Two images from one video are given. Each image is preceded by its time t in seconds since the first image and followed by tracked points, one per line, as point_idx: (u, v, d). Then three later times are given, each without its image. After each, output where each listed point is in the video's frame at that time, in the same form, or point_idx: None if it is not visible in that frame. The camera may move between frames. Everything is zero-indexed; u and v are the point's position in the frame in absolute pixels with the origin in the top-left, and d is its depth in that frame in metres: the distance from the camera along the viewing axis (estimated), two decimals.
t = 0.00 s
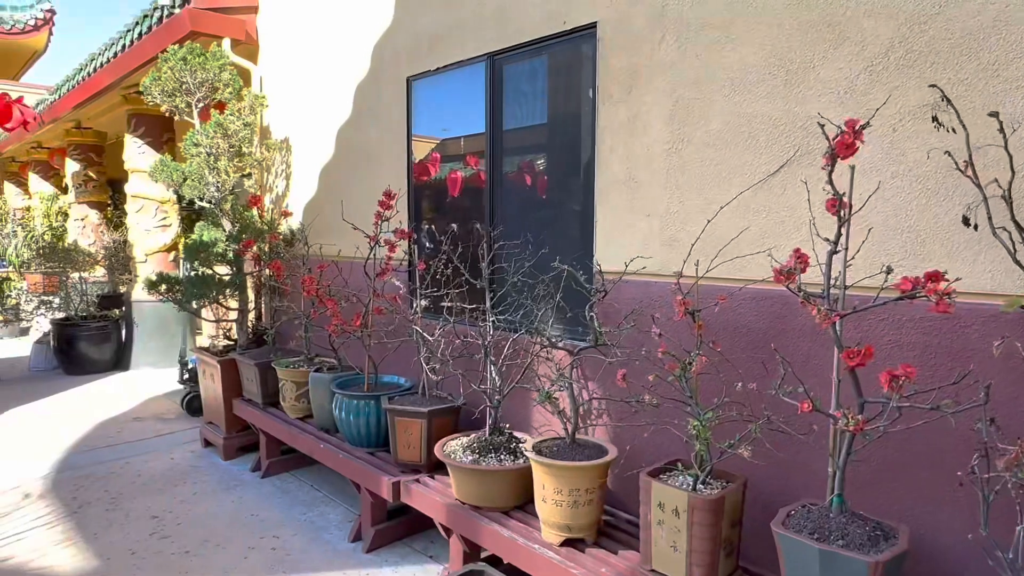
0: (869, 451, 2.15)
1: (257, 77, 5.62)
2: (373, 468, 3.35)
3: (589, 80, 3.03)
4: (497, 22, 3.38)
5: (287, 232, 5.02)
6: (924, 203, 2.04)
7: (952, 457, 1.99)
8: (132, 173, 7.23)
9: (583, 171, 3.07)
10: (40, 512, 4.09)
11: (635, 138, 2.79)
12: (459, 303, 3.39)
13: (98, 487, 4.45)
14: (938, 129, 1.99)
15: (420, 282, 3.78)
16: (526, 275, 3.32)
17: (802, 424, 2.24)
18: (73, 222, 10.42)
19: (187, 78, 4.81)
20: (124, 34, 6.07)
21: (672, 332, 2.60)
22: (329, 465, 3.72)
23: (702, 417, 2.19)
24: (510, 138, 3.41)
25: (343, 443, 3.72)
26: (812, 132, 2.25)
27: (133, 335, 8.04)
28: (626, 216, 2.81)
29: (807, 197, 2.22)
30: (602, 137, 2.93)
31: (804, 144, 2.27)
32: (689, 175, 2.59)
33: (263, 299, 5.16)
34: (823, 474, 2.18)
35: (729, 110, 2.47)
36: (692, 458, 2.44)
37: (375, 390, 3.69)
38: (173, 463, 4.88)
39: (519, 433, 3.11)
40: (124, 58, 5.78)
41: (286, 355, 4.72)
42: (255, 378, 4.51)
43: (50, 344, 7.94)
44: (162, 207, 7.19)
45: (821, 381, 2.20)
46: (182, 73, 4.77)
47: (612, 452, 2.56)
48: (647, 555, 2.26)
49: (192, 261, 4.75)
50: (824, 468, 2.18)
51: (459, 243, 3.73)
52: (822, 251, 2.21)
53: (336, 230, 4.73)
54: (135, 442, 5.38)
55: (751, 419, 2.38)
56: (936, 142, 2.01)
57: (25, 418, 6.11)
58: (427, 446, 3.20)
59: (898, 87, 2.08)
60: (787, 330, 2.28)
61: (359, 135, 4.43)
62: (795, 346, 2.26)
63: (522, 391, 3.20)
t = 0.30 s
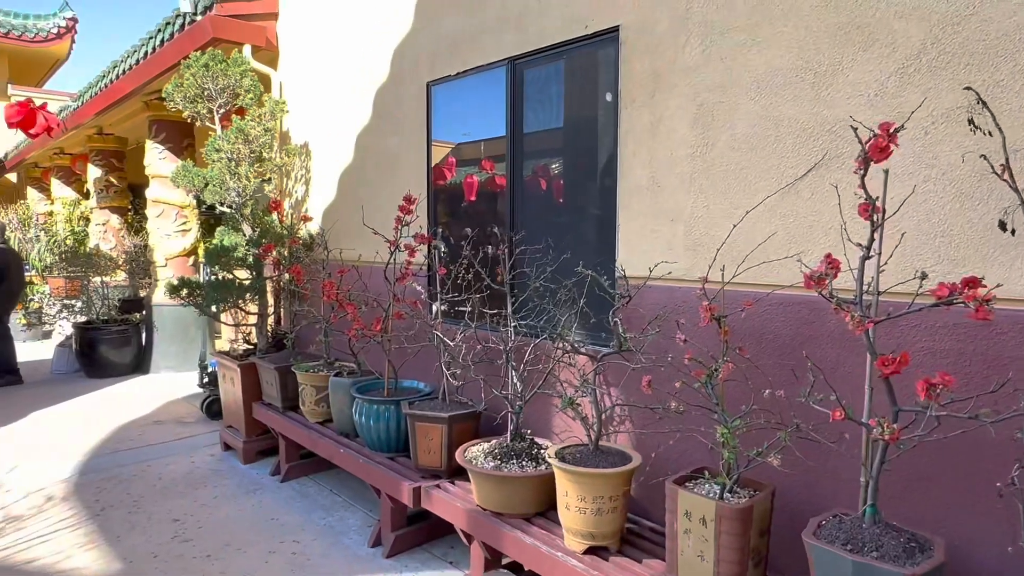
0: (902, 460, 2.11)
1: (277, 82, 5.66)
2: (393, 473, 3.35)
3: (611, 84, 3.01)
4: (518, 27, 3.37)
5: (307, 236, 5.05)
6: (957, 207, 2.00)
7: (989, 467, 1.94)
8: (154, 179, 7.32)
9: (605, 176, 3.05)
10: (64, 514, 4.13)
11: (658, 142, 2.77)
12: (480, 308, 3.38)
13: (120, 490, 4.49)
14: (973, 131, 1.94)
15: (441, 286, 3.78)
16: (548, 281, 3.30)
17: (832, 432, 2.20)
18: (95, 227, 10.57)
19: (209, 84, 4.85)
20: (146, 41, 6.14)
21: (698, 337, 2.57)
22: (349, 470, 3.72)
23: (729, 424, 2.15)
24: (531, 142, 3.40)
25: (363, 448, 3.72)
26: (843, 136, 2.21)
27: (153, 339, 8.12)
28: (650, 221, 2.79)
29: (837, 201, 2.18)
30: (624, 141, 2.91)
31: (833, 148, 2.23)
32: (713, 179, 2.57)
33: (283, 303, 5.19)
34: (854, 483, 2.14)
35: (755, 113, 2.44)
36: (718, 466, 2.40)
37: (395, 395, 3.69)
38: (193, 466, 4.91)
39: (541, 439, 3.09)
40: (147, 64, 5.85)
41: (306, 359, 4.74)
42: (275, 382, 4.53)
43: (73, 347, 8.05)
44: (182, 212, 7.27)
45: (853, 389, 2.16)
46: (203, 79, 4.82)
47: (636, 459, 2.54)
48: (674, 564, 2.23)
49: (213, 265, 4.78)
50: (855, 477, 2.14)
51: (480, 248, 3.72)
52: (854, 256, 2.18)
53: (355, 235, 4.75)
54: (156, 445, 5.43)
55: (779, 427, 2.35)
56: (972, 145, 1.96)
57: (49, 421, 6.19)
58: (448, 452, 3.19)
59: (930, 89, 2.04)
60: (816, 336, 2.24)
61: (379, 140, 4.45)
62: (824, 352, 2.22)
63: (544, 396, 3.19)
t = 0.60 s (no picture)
0: (947, 473, 2.03)
1: (300, 89, 5.69)
2: (416, 480, 3.32)
3: (637, 86, 2.97)
4: (542, 29, 3.34)
5: (330, 241, 5.05)
6: (1004, 210, 1.92)
7: None
8: (178, 184, 7.40)
9: (632, 179, 3.00)
10: (89, 518, 4.15)
11: (686, 145, 2.71)
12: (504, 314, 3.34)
13: (144, 494, 4.52)
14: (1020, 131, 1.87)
15: (464, 292, 3.75)
16: (573, 286, 3.26)
17: (872, 442, 2.13)
18: (120, 233, 10.72)
19: (233, 91, 4.89)
20: (172, 49, 6.22)
21: (729, 344, 2.51)
22: (371, 476, 3.70)
23: (763, 434, 2.08)
24: (555, 146, 3.36)
25: (386, 454, 3.69)
26: (881, 137, 2.14)
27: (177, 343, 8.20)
28: (678, 225, 2.73)
29: (878, 204, 2.11)
30: (651, 144, 2.86)
31: (871, 149, 2.16)
32: (744, 182, 2.51)
33: (305, 307, 5.21)
34: (896, 496, 2.06)
35: (788, 114, 2.38)
36: (751, 478, 2.33)
37: (417, 401, 3.66)
38: (216, 471, 4.93)
39: (566, 447, 3.04)
40: (172, 71, 5.91)
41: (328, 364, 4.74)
42: (298, 388, 4.53)
43: (99, 351, 8.16)
44: (206, 218, 7.34)
45: (894, 399, 2.09)
46: (228, 86, 4.84)
47: (666, 469, 2.47)
48: None
49: (237, 270, 4.80)
50: (897, 490, 2.06)
51: (503, 252, 3.69)
52: (896, 261, 2.11)
53: (378, 240, 4.74)
54: (180, 449, 5.46)
55: (816, 437, 2.28)
56: (1018, 145, 1.89)
57: (75, 424, 6.27)
58: (472, 459, 3.15)
59: (974, 88, 1.97)
60: (853, 343, 2.17)
61: (401, 145, 4.44)
62: (862, 360, 2.15)
63: (569, 403, 3.14)
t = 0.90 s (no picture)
0: (997, 495, 1.92)
1: (323, 96, 5.71)
2: (437, 492, 3.27)
3: (663, 88, 2.89)
4: (565, 33, 3.28)
5: (351, 247, 5.04)
6: None
7: None
8: (203, 192, 7.48)
9: (658, 184, 2.92)
10: (113, 525, 4.17)
11: (715, 149, 2.63)
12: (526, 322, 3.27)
13: (167, 500, 4.53)
14: None
15: (485, 299, 3.69)
16: (597, 295, 3.18)
17: (915, 460, 2.02)
18: (148, 240, 10.88)
19: (256, 98, 4.90)
20: (197, 58, 6.29)
21: (761, 355, 2.41)
22: (392, 486, 3.65)
23: (798, 450, 1.98)
24: (579, 151, 3.29)
25: (407, 464, 3.64)
26: (923, 139, 2.04)
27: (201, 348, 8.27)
28: (707, 231, 2.65)
29: (921, 209, 2.01)
30: (678, 148, 2.78)
31: (912, 151, 2.06)
32: (775, 187, 2.42)
33: (327, 314, 5.20)
34: (942, 518, 1.95)
35: (822, 116, 2.29)
36: (785, 495, 2.23)
37: (438, 411, 3.61)
38: (238, 478, 4.93)
39: (590, 459, 2.96)
40: (198, 80, 5.98)
41: (349, 371, 4.72)
42: (319, 395, 4.51)
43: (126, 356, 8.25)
44: (230, 225, 7.40)
45: (938, 414, 1.98)
46: (251, 93, 4.87)
47: (694, 484, 2.38)
48: None
49: (259, 277, 4.80)
50: (942, 512, 1.95)
51: (525, 259, 3.63)
52: (941, 268, 2.00)
53: (399, 247, 4.71)
54: (203, 455, 5.48)
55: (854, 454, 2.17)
56: None
57: (102, 429, 6.33)
58: (493, 470, 3.09)
59: None
60: (893, 355, 2.07)
61: (422, 151, 4.41)
62: (903, 373, 2.05)
63: (593, 415, 3.06)
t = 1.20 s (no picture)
0: None
1: (343, 103, 5.70)
2: (454, 506, 3.18)
3: (688, 91, 2.79)
4: (587, 36, 3.20)
5: (370, 255, 4.99)
6: None
7: None
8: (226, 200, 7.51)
9: (683, 191, 2.81)
10: (131, 534, 4.15)
11: (743, 153, 2.52)
12: (546, 332, 3.18)
13: (184, 510, 4.51)
14: None
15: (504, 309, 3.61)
16: (619, 305, 3.08)
17: (963, 486, 1.89)
18: (173, 247, 11.01)
19: (276, 106, 4.89)
20: (220, 67, 6.33)
21: (793, 370, 2.29)
22: (409, 499, 3.58)
23: (834, 473, 1.86)
24: (600, 157, 3.20)
25: (424, 477, 3.56)
26: (968, 142, 1.92)
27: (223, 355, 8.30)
28: (734, 239, 2.54)
29: (967, 217, 1.89)
30: (704, 154, 2.68)
31: (956, 155, 1.94)
32: (808, 193, 2.31)
33: (345, 323, 5.16)
34: (993, 549, 1.82)
35: (858, 119, 2.17)
36: (819, 520, 2.11)
37: (456, 423, 3.53)
38: (255, 487, 4.89)
39: (611, 475, 2.86)
40: (221, 89, 6.01)
41: (366, 381, 4.67)
42: (337, 404, 4.46)
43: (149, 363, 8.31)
44: (252, 232, 7.41)
45: (988, 436, 1.85)
46: (271, 101, 4.86)
47: (722, 505, 2.27)
48: None
49: (278, 285, 4.78)
50: (993, 542, 1.82)
51: (546, 268, 3.54)
52: (991, 280, 1.87)
53: (417, 255, 4.66)
54: (222, 463, 5.46)
55: (895, 478, 2.05)
56: None
57: (124, 436, 6.36)
58: (511, 486, 2.99)
59: None
60: (937, 372, 1.94)
61: (441, 158, 4.36)
62: (948, 392, 1.92)
63: (615, 430, 2.95)
